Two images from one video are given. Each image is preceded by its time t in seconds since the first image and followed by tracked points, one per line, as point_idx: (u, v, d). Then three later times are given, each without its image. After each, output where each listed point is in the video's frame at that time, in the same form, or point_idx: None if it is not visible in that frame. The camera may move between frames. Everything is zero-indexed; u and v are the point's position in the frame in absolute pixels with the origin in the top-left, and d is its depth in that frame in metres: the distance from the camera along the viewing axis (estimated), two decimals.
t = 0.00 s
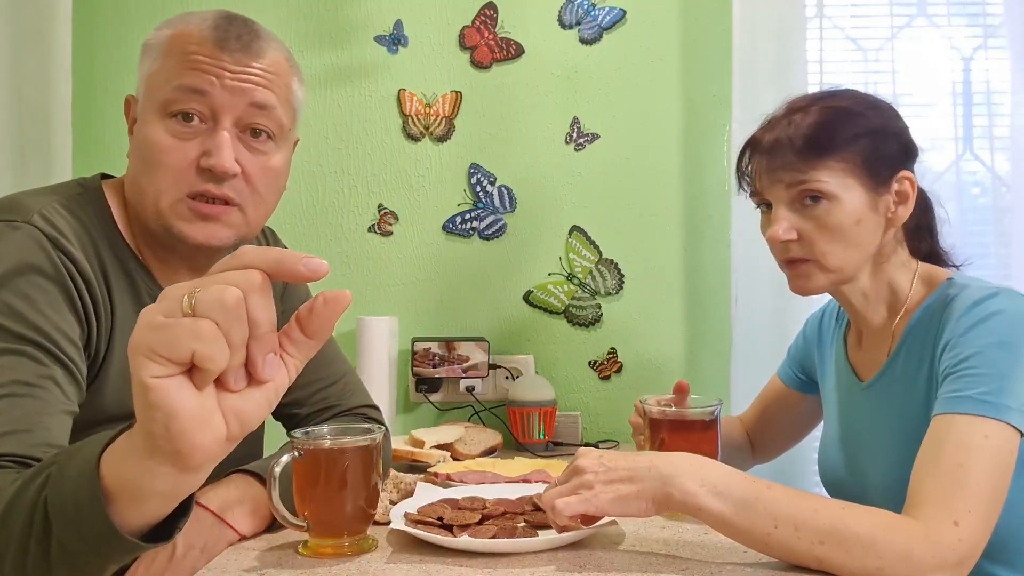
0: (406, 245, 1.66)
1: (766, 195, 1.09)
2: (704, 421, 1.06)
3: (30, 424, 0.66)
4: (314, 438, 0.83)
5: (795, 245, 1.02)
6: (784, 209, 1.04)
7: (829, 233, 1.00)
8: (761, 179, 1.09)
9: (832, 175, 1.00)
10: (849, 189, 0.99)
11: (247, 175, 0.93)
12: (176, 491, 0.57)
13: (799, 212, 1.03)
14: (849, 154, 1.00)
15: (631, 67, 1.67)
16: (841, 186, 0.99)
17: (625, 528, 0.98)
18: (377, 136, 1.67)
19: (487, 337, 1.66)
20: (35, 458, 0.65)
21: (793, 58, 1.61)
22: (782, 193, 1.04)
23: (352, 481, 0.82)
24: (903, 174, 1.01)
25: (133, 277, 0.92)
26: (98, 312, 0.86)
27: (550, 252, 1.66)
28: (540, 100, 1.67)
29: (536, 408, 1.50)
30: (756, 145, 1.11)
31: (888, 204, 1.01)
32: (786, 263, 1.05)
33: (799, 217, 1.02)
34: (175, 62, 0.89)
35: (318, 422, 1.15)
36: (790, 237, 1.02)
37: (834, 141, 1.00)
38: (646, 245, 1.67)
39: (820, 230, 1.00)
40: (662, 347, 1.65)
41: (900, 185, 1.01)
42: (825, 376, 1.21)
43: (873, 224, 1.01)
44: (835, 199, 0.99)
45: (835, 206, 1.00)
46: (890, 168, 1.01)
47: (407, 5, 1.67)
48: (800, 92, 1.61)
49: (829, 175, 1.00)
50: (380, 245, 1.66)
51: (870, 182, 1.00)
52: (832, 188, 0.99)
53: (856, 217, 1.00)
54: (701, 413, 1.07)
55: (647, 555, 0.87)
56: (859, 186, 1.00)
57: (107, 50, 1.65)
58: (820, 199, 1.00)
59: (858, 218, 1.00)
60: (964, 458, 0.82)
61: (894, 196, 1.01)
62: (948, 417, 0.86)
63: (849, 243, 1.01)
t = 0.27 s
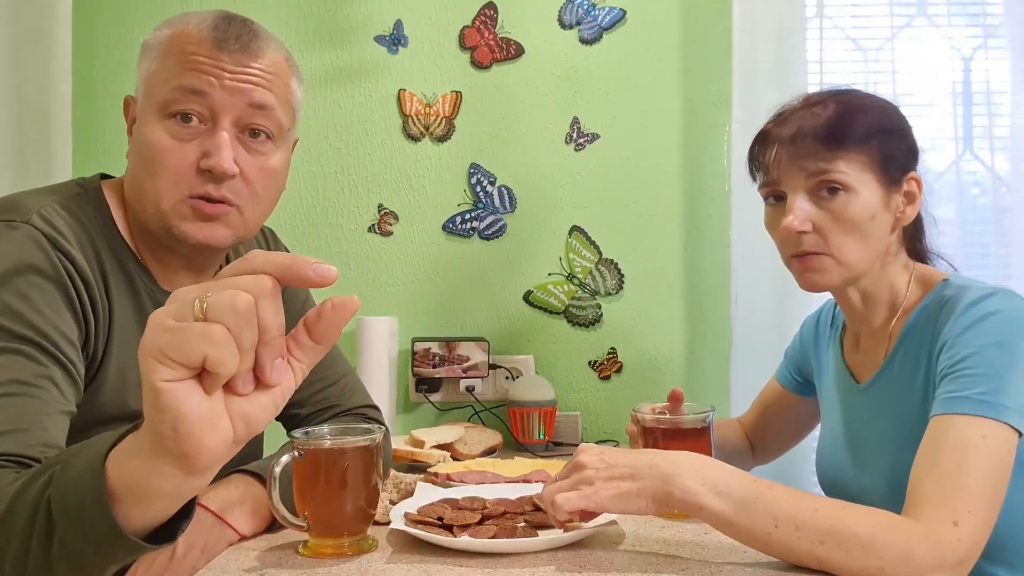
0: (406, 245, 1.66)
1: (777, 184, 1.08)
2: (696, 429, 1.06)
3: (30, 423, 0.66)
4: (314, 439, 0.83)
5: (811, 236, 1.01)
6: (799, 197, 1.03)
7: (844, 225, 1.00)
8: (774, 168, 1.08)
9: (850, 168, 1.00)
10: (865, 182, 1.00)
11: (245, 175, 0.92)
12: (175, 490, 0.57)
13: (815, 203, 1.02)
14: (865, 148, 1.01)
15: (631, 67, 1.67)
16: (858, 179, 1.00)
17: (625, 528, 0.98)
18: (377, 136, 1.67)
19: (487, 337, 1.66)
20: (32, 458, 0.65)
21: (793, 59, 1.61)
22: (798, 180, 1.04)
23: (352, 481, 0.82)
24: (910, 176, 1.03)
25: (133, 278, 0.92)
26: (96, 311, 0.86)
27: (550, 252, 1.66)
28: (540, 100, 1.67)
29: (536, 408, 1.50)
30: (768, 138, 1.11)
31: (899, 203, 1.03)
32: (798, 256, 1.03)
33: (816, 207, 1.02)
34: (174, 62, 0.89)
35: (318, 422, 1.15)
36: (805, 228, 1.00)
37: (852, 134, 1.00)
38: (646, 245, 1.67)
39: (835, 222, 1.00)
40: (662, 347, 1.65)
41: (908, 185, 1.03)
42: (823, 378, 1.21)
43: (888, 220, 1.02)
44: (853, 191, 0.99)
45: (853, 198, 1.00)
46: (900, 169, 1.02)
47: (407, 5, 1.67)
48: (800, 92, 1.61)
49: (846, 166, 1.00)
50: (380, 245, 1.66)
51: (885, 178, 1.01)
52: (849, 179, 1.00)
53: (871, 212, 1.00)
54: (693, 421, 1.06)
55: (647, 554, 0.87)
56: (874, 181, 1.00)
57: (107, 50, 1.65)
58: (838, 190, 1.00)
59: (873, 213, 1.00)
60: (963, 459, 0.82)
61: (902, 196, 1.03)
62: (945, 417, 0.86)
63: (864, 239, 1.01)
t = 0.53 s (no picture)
0: (407, 244, 1.66)
1: (785, 176, 1.07)
2: (694, 429, 1.06)
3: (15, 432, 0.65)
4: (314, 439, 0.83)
5: (817, 230, 1.01)
6: (808, 190, 1.03)
7: (852, 221, 1.00)
8: (784, 160, 1.07)
9: (862, 165, 1.01)
10: (875, 179, 1.01)
11: (254, 175, 0.93)
12: (212, 537, 0.56)
13: (825, 197, 1.02)
14: (876, 147, 1.01)
15: (631, 67, 1.67)
16: (869, 177, 1.01)
17: (625, 528, 0.98)
18: (377, 136, 1.67)
19: (487, 337, 1.66)
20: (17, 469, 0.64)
21: (793, 59, 1.61)
22: (809, 172, 1.03)
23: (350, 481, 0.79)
24: (914, 180, 1.04)
25: (133, 279, 0.91)
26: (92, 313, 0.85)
27: (550, 252, 1.66)
28: (541, 100, 1.67)
29: (536, 408, 1.50)
30: (777, 132, 1.10)
31: (902, 205, 1.04)
32: (802, 253, 1.03)
33: (825, 202, 1.02)
34: (180, 64, 0.89)
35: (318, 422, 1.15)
36: (812, 221, 1.00)
37: (864, 132, 1.01)
38: (646, 246, 1.67)
39: (842, 217, 1.00)
40: (662, 347, 1.65)
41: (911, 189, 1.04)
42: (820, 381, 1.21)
43: (891, 219, 1.02)
44: (863, 188, 1.00)
45: (862, 194, 1.00)
46: (907, 172, 1.03)
47: (407, 5, 1.67)
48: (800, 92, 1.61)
49: (857, 163, 1.01)
50: (380, 245, 1.66)
51: (893, 178, 1.02)
52: (860, 175, 1.00)
53: (878, 210, 1.01)
54: (691, 421, 1.06)
55: (647, 554, 0.87)
56: (883, 180, 1.01)
57: (107, 50, 1.65)
58: (849, 186, 1.00)
59: (880, 211, 1.01)
60: (963, 459, 0.82)
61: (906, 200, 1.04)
62: (944, 418, 0.86)
63: (867, 238, 1.01)
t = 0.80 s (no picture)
0: (407, 245, 1.66)
1: (791, 172, 1.07)
2: (694, 429, 1.06)
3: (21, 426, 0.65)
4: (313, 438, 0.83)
5: (822, 228, 1.01)
6: (815, 188, 1.03)
7: (858, 220, 1.00)
8: (791, 157, 1.07)
9: (870, 167, 1.01)
10: (882, 182, 1.01)
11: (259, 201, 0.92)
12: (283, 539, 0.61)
13: (832, 196, 1.02)
14: (883, 150, 1.02)
15: (631, 67, 1.67)
16: (876, 180, 1.01)
17: (625, 528, 0.98)
18: (377, 136, 1.67)
19: (487, 337, 1.66)
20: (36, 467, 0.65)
21: (793, 59, 1.61)
22: (816, 170, 1.04)
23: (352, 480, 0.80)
24: (919, 186, 1.05)
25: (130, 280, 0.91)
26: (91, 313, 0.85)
27: (550, 252, 1.66)
28: (541, 100, 1.67)
29: (536, 409, 1.50)
30: (785, 129, 1.10)
31: (907, 212, 1.04)
32: (802, 248, 1.03)
33: (832, 202, 1.02)
34: (188, 86, 0.86)
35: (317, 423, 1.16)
36: (818, 218, 1.01)
37: (872, 134, 1.02)
38: (646, 246, 1.67)
39: (848, 216, 1.01)
40: (662, 347, 1.65)
41: (916, 195, 1.05)
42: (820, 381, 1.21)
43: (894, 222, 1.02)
44: (869, 190, 1.01)
45: (869, 196, 1.01)
46: (913, 178, 1.04)
47: (407, 5, 1.67)
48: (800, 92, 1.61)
49: (864, 164, 1.01)
50: (380, 245, 1.66)
51: (899, 182, 1.02)
52: (867, 176, 1.01)
53: (883, 212, 1.01)
54: (691, 421, 1.06)
55: (647, 554, 0.87)
56: (890, 183, 1.02)
57: (107, 50, 1.65)
58: (856, 186, 1.01)
59: (885, 213, 1.01)
60: (962, 459, 0.82)
61: (911, 206, 1.05)
62: (943, 419, 0.86)
63: (869, 238, 1.01)
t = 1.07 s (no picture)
0: (407, 245, 1.66)
1: (796, 172, 1.07)
2: (694, 429, 1.06)
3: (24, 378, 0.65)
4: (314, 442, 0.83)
5: (824, 228, 1.01)
6: (820, 188, 1.03)
7: (861, 222, 1.00)
8: (797, 156, 1.07)
9: (875, 169, 1.01)
10: (886, 184, 1.01)
11: (231, 181, 0.91)
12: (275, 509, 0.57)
13: (836, 197, 1.02)
14: (889, 152, 1.02)
15: (631, 67, 1.67)
16: (879, 182, 1.01)
17: (625, 528, 0.98)
18: (378, 136, 1.67)
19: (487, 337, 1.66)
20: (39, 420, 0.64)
21: (793, 59, 1.61)
22: (822, 170, 1.04)
23: (352, 481, 0.81)
24: (924, 191, 1.05)
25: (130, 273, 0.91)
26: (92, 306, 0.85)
27: (550, 252, 1.66)
28: (541, 100, 1.67)
29: (536, 409, 1.50)
30: (793, 128, 1.10)
31: (909, 217, 1.04)
32: (804, 246, 1.03)
33: (835, 202, 1.02)
34: (159, 65, 0.87)
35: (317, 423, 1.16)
36: (821, 218, 1.01)
37: (879, 136, 1.02)
38: (646, 246, 1.67)
39: (850, 217, 1.01)
40: (662, 347, 1.65)
41: (918, 202, 1.05)
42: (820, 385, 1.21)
43: (895, 226, 1.03)
44: (872, 192, 1.01)
45: (872, 198, 1.01)
46: (917, 183, 1.04)
47: (407, 5, 1.67)
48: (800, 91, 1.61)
49: (869, 165, 1.01)
50: (380, 245, 1.66)
51: (902, 186, 1.03)
52: (871, 178, 1.01)
53: (885, 214, 1.01)
54: (691, 421, 1.06)
55: (646, 554, 0.87)
56: (893, 187, 1.02)
57: (107, 50, 1.65)
58: (859, 188, 1.01)
59: (888, 216, 1.01)
60: (962, 461, 0.82)
61: (913, 214, 1.05)
62: (944, 421, 0.86)
63: (872, 238, 1.02)
